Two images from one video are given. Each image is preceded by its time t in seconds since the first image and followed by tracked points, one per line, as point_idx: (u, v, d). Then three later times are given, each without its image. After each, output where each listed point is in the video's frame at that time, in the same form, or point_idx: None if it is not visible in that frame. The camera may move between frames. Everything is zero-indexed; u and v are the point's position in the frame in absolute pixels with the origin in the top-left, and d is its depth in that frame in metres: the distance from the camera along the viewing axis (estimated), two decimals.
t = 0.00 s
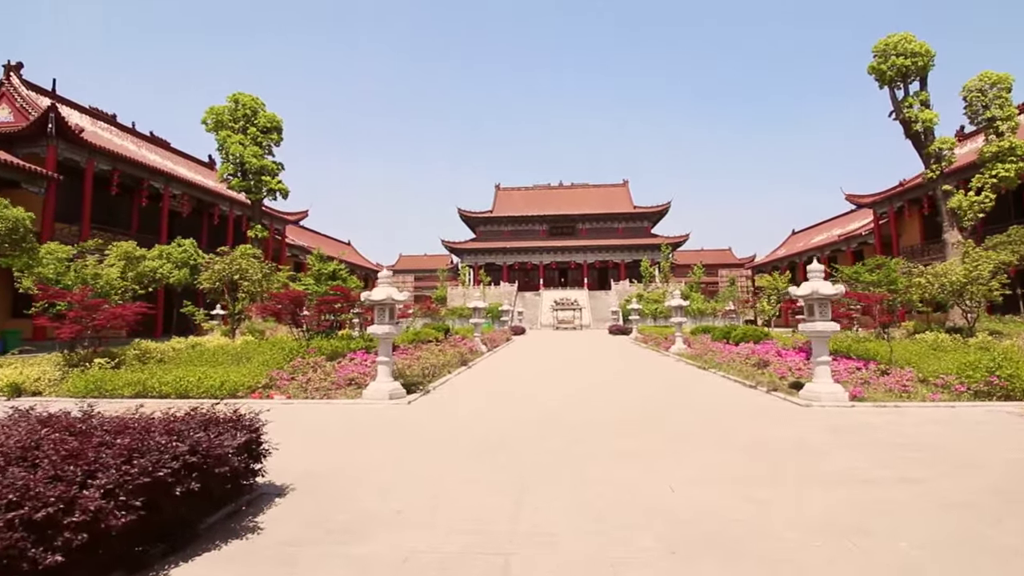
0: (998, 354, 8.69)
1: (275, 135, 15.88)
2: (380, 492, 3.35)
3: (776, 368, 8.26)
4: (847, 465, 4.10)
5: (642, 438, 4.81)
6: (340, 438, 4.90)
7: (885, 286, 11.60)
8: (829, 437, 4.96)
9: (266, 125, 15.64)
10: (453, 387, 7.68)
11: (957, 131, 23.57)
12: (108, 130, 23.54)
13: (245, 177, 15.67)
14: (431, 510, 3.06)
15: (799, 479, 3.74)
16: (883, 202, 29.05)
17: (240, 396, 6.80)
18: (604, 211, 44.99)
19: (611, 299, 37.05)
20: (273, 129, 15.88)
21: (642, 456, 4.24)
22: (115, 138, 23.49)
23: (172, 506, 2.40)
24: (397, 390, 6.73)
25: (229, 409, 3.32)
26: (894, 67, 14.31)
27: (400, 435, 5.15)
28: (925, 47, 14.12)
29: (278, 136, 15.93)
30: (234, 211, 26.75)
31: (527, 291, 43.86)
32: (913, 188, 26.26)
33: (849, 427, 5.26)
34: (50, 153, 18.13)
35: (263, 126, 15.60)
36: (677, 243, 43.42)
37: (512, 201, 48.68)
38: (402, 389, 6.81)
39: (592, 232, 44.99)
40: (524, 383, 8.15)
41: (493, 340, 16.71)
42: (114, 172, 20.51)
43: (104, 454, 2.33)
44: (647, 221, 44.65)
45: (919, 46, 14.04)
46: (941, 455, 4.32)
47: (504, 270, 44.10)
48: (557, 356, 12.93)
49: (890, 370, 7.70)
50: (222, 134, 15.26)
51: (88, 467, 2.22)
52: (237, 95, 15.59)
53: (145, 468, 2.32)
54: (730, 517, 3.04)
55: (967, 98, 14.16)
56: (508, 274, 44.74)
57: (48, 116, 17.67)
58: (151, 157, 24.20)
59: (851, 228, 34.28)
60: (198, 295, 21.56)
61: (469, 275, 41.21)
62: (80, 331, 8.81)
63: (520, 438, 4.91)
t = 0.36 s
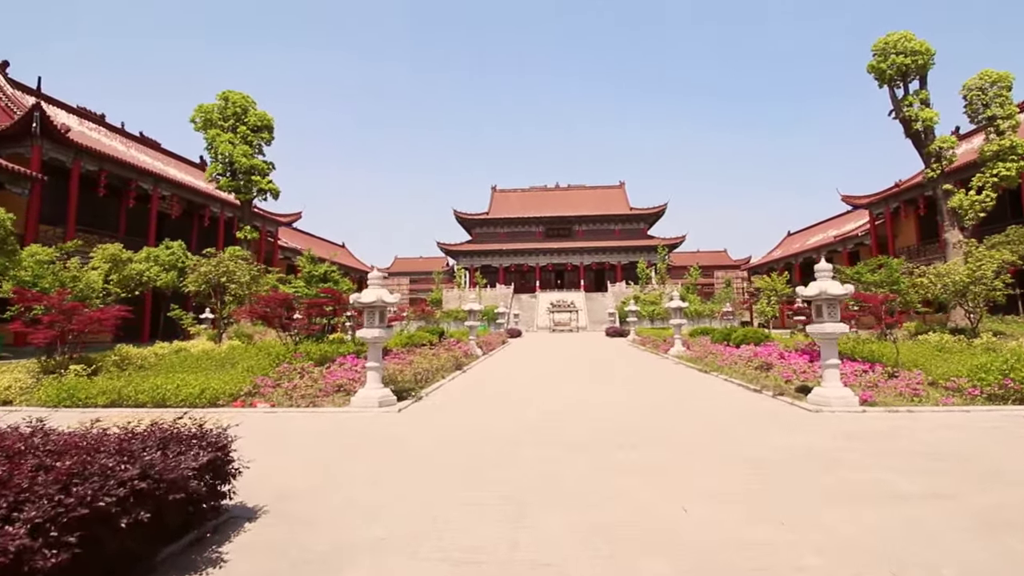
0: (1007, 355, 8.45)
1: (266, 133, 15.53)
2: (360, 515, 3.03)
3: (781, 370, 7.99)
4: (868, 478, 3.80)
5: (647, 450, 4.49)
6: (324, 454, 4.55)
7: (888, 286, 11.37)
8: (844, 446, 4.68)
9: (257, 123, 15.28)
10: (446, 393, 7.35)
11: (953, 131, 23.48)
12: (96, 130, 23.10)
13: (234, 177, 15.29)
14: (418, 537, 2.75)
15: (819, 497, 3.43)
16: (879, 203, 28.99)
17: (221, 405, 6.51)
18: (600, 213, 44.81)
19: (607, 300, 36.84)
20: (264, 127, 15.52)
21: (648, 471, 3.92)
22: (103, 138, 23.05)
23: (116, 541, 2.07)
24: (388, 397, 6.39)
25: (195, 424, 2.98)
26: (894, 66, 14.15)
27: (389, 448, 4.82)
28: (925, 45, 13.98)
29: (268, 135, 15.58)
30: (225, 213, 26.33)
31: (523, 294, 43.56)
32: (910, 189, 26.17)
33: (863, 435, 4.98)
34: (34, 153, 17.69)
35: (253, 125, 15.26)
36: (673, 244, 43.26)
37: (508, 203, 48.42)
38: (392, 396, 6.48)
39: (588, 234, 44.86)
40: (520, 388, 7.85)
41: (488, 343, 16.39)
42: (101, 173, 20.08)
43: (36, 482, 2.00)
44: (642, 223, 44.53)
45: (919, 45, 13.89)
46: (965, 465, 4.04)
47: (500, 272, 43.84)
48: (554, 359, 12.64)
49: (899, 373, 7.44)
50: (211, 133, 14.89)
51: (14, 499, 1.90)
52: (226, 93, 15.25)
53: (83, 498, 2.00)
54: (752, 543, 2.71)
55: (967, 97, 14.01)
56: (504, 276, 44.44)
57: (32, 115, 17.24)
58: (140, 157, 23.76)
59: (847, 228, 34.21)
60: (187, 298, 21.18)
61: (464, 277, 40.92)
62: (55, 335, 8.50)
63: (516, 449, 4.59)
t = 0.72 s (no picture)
0: None
1: (263, 132, 15.33)
2: (347, 536, 2.76)
3: (792, 373, 7.72)
4: (899, 492, 3.51)
5: (658, 460, 4.21)
6: (313, 465, 4.28)
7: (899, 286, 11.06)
8: (867, 455, 4.39)
9: (253, 122, 15.07)
10: (445, 397, 7.08)
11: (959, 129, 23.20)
12: (95, 131, 22.93)
13: (231, 177, 15.07)
14: (409, 562, 2.47)
15: (849, 514, 3.14)
16: (884, 202, 28.68)
17: (210, 410, 6.25)
18: (602, 213, 44.54)
19: (609, 302, 36.58)
20: (261, 126, 15.31)
21: (660, 484, 3.65)
22: (102, 138, 22.87)
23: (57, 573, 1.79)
24: (383, 401, 6.13)
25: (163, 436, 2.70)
26: (903, 61, 13.89)
27: (383, 457, 4.56)
28: (935, 39, 13.69)
29: (265, 134, 15.36)
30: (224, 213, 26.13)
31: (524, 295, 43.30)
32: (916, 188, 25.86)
33: (887, 444, 4.69)
34: (30, 153, 17.49)
35: (250, 123, 15.04)
36: (676, 245, 42.97)
37: (509, 204, 48.18)
38: (388, 400, 6.21)
39: (590, 234, 44.64)
40: (522, 391, 7.58)
41: (489, 344, 16.15)
42: (99, 174, 19.88)
43: None
44: (644, 224, 44.29)
45: (929, 39, 13.61)
46: (1004, 480, 3.74)
47: (501, 273, 43.60)
48: (556, 361, 12.39)
49: (916, 376, 7.15)
50: (207, 132, 14.66)
51: None
52: (223, 91, 15.05)
53: (20, 523, 1.72)
54: (781, 568, 2.43)
55: (978, 93, 13.75)
56: (506, 277, 44.19)
57: (27, 114, 17.05)
58: (139, 158, 23.57)
59: (852, 228, 33.90)
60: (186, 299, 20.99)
61: (465, 278, 40.69)
62: (43, 338, 8.20)
63: (517, 459, 4.32)
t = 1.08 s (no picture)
0: None
1: (264, 130, 15.14)
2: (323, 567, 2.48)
3: (807, 377, 7.39)
4: (935, 512, 3.19)
5: (668, 474, 3.90)
6: (301, 476, 4.01)
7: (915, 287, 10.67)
8: (895, 470, 4.07)
9: (254, 120, 14.90)
10: (444, 401, 6.80)
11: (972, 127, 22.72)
12: (100, 131, 22.93)
13: (231, 175, 14.90)
14: None
15: (885, 538, 2.82)
16: (895, 202, 28.18)
17: (200, 414, 6.00)
18: (607, 213, 44.20)
19: (615, 303, 36.22)
20: (262, 124, 15.13)
21: (674, 502, 3.34)
22: (106, 137, 22.83)
23: None
24: (379, 406, 5.86)
25: (123, 449, 2.49)
26: (918, 56, 13.51)
27: (375, 466, 4.29)
28: (951, 33, 13.30)
29: (266, 131, 15.19)
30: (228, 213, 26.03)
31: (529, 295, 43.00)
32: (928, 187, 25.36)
33: (916, 457, 4.36)
34: (32, 151, 17.40)
35: (250, 121, 14.87)
36: (682, 245, 42.54)
37: (514, 204, 47.93)
38: (384, 404, 5.94)
39: (596, 235, 44.32)
40: (525, 395, 7.30)
41: (493, 345, 15.89)
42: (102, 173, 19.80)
43: None
44: (650, 224, 43.92)
45: (945, 33, 13.23)
46: None
47: (506, 274, 43.33)
48: (561, 363, 12.10)
49: (939, 382, 6.79)
50: (208, 130, 14.50)
51: None
52: (223, 89, 14.89)
53: None
54: None
55: (996, 89, 13.34)
56: (510, 278, 43.92)
57: (29, 113, 16.97)
58: (142, 157, 23.52)
59: (862, 228, 33.38)
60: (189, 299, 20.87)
61: (470, 278, 40.46)
62: (34, 338, 8.01)
63: (519, 469, 4.02)
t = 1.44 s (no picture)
0: None
1: (261, 132, 14.94)
2: None
3: (820, 385, 7.09)
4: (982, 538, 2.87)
5: (682, 492, 3.58)
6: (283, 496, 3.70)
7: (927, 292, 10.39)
8: (928, 487, 3.75)
9: (251, 122, 14.69)
10: (441, 411, 6.50)
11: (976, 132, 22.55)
12: (99, 135, 22.81)
13: (227, 178, 14.68)
14: None
15: (930, 569, 2.52)
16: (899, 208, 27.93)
17: (184, 423, 5.70)
18: (609, 219, 43.99)
19: (616, 309, 35.92)
20: (259, 126, 14.93)
21: (689, 526, 3.02)
22: (104, 141, 22.68)
23: None
24: (373, 416, 5.55)
25: (72, 471, 2.22)
26: (927, 57, 13.29)
27: (365, 483, 3.98)
28: (960, 34, 13.09)
29: (264, 134, 14.98)
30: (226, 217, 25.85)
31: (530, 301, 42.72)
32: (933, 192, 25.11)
33: (947, 473, 4.05)
34: (28, 154, 17.20)
35: (247, 123, 14.66)
36: (684, 251, 42.31)
37: (515, 209, 47.76)
38: (377, 414, 5.63)
39: (597, 240, 44.10)
40: (526, 404, 6.99)
41: (493, 351, 15.60)
42: (99, 176, 19.61)
43: None
44: (651, 230, 43.71)
45: (954, 33, 13.01)
46: None
47: (507, 279, 43.07)
48: (563, 370, 11.81)
49: (960, 391, 6.49)
50: (204, 132, 14.30)
51: None
52: (220, 91, 14.70)
53: None
54: None
55: (1006, 90, 13.10)
56: (511, 283, 43.65)
57: (25, 115, 16.79)
58: (141, 161, 23.36)
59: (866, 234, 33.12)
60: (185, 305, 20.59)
61: (470, 284, 40.20)
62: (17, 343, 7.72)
63: (519, 487, 3.71)
